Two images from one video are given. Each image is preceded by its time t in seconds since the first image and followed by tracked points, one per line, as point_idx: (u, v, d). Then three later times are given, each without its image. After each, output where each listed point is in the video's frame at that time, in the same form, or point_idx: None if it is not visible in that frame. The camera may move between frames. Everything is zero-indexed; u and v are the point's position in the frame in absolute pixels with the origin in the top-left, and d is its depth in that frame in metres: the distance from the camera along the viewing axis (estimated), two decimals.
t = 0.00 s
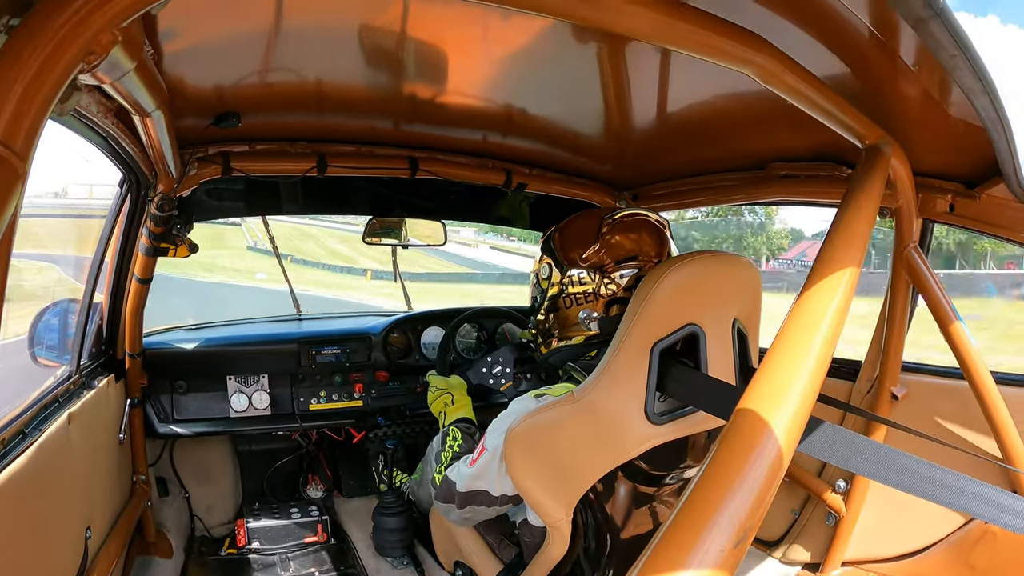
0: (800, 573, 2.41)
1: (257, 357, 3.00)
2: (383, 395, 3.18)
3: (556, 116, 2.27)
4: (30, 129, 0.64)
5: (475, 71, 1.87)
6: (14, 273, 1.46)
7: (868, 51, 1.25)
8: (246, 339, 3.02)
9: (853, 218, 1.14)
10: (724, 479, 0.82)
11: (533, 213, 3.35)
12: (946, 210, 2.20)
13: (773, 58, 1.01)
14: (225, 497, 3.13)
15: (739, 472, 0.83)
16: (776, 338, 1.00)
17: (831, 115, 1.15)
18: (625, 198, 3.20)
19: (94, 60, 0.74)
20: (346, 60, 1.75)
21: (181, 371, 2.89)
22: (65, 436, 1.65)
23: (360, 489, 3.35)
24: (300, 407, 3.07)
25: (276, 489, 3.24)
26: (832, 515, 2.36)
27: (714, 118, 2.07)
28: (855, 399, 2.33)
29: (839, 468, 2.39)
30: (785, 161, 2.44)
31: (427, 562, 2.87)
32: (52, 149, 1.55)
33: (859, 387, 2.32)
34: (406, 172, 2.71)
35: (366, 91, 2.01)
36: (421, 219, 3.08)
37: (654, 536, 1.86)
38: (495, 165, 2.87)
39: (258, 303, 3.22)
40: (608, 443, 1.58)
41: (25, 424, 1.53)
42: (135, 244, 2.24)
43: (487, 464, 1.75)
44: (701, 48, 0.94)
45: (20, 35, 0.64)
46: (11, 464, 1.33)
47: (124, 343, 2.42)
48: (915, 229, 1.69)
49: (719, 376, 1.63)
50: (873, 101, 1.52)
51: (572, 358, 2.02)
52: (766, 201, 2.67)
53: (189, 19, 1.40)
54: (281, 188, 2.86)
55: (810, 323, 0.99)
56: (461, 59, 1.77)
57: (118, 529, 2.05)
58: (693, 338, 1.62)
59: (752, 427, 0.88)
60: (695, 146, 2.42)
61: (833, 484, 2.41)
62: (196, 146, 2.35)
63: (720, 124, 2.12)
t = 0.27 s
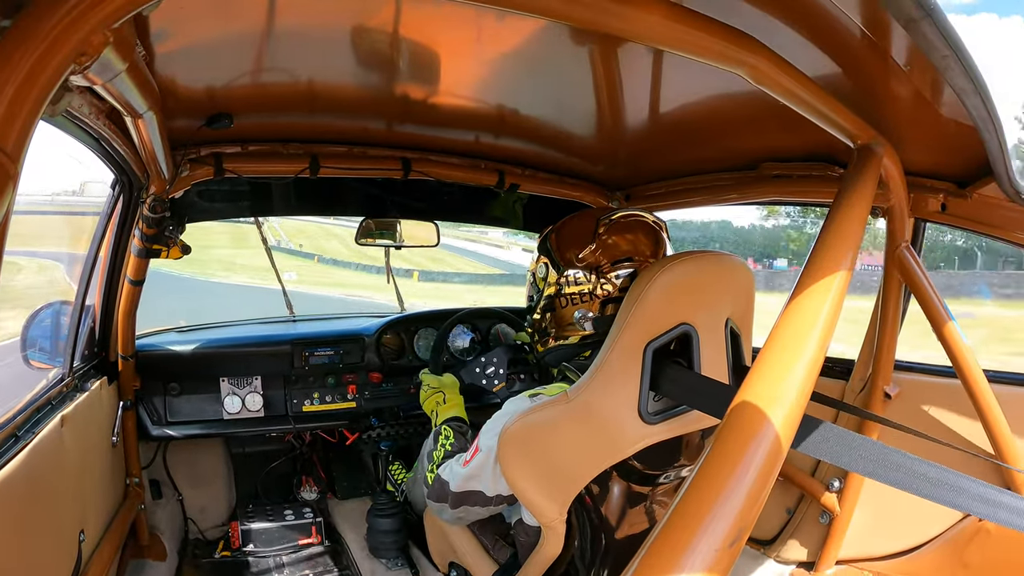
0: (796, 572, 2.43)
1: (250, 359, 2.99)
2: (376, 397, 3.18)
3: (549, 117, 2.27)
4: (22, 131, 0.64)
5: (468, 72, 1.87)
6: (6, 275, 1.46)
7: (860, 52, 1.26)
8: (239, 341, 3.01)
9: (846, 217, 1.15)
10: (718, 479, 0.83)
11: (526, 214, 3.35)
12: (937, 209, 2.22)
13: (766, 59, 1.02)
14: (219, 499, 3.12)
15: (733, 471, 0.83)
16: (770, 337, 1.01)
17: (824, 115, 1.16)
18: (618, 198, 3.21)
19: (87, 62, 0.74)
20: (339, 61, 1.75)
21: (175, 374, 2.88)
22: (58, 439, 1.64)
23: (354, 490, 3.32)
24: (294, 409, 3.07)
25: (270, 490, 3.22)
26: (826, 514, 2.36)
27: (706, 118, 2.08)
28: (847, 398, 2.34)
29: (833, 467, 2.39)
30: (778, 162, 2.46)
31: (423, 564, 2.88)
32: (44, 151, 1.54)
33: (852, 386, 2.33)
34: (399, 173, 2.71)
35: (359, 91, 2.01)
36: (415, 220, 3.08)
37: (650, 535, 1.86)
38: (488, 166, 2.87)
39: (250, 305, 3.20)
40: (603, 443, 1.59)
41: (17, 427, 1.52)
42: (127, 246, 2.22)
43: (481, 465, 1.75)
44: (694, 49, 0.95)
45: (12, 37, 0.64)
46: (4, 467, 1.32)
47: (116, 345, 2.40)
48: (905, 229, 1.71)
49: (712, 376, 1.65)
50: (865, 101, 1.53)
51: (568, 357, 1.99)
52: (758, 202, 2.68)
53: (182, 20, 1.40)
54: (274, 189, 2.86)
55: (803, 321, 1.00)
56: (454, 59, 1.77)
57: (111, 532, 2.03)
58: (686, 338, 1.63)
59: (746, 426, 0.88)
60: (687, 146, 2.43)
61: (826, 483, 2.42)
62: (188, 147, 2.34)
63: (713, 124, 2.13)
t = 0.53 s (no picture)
0: (792, 567, 2.46)
1: (246, 355, 2.98)
2: (372, 393, 3.17)
3: (545, 112, 2.27)
4: (16, 126, 0.64)
5: (463, 67, 1.87)
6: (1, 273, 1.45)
7: (857, 48, 1.26)
8: (234, 337, 3.00)
9: (842, 212, 1.15)
10: (714, 475, 0.83)
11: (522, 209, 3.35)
12: (933, 205, 2.23)
13: (762, 55, 1.02)
14: (215, 496, 3.11)
15: (728, 467, 0.84)
16: (765, 332, 1.01)
17: (820, 111, 1.16)
18: (613, 194, 3.21)
19: (80, 57, 0.73)
20: (334, 56, 1.74)
21: (171, 370, 2.87)
22: (55, 437, 1.63)
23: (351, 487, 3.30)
24: (290, 405, 3.06)
25: (267, 486, 3.21)
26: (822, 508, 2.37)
27: (702, 113, 2.08)
28: (843, 393, 2.35)
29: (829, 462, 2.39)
30: (774, 157, 2.46)
31: (421, 560, 2.88)
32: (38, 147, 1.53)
33: (847, 382, 2.34)
34: (394, 169, 2.71)
35: (354, 87, 2.00)
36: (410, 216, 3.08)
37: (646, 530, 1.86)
38: (484, 161, 2.87)
39: (245, 301, 3.19)
40: (598, 438, 1.59)
41: (14, 425, 1.52)
42: (123, 242, 2.22)
43: (478, 462, 1.75)
44: (690, 45, 0.95)
45: (5, 32, 0.63)
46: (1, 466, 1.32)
47: (112, 342, 2.39)
48: (902, 224, 1.72)
49: (708, 371, 1.65)
50: (861, 97, 1.53)
51: (564, 354, 2.01)
52: (754, 198, 2.69)
53: (177, 16, 1.39)
54: (269, 185, 2.84)
55: (798, 317, 1.01)
56: (449, 55, 1.76)
57: (109, 530, 2.03)
58: (682, 334, 1.63)
59: (741, 422, 0.88)
60: (683, 141, 2.43)
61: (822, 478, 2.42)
62: (183, 143, 2.33)
63: (708, 119, 2.13)
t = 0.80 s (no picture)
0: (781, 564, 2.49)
1: (232, 357, 2.96)
2: (359, 394, 3.16)
3: (531, 112, 2.28)
4: None
5: (450, 67, 1.87)
6: None
7: (841, 48, 1.28)
8: (220, 339, 2.98)
9: (827, 211, 1.17)
10: (703, 473, 0.85)
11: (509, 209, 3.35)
12: (917, 203, 2.26)
13: (747, 55, 1.03)
14: (203, 499, 3.08)
15: (717, 465, 0.85)
16: (753, 331, 1.03)
17: (805, 110, 1.18)
18: (599, 194, 3.23)
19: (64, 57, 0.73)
20: (319, 56, 1.74)
21: (157, 374, 2.85)
22: (40, 441, 1.62)
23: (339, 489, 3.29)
24: (276, 407, 3.05)
25: (254, 486, 3.16)
26: (809, 505, 2.42)
27: (687, 112, 2.10)
28: (829, 390, 2.39)
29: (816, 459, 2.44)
30: (758, 156, 2.49)
31: (409, 562, 2.88)
32: (20, 149, 1.52)
33: (833, 378, 2.37)
34: (379, 169, 2.70)
35: (340, 87, 2.00)
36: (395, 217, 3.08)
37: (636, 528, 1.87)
38: (470, 161, 2.87)
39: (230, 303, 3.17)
40: (586, 437, 1.60)
41: None
42: (107, 244, 2.19)
43: (463, 461, 1.76)
44: (677, 45, 0.96)
45: None
46: None
47: (96, 344, 2.36)
48: (887, 221, 1.75)
49: (694, 372, 1.67)
50: (845, 96, 1.56)
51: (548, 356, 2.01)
52: (739, 197, 2.71)
53: (161, 15, 1.38)
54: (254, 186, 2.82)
55: (784, 315, 1.02)
56: (435, 55, 1.76)
57: (94, 536, 2.01)
58: (667, 332, 1.65)
59: (730, 420, 0.90)
60: (669, 141, 2.45)
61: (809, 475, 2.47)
62: (167, 144, 2.31)
63: (693, 119, 2.15)
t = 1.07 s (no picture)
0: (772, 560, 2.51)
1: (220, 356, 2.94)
2: (348, 392, 3.15)
3: (521, 109, 2.28)
4: None
5: (439, 65, 1.87)
6: None
7: (830, 48, 1.30)
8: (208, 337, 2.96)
9: (816, 208, 1.18)
10: (691, 470, 0.86)
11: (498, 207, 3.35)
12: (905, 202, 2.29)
13: (737, 55, 1.04)
14: (192, 499, 3.06)
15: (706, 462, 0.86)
16: (741, 329, 1.04)
17: (794, 109, 1.19)
18: (588, 191, 3.23)
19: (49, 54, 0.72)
20: (308, 54, 1.73)
21: (146, 373, 2.82)
22: (29, 441, 1.60)
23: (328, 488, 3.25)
24: (265, 406, 3.03)
25: (245, 489, 3.13)
26: (798, 501, 2.43)
27: (676, 111, 2.11)
28: (817, 386, 2.42)
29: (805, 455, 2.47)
30: (746, 155, 2.51)
31: (400, 560, 2.88)
32: (6, 147, 1.50)
33: (822, 374, 2.40)
34: (368, 167, 2.70)
35: (330, 84, 1.99)
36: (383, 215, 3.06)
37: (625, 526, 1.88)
38: (459, 159, 2.87)
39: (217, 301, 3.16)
40: (576, 435, 1.61)
41: None
42: (95, 242, 2.17)
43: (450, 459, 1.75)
44: (668, 44, 0.97)
45: None
46: None
47: (83, 344, 2.34)
48: (874, 219, 1.77)
49: (682, 369, 1.68)
50: (832, 95, 1.57)
51: (534, 357, 2.01)
52: (727, 195, 2.73)
53: (148, 12, 1.37)
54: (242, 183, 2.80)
55: (772, 313, 1.03)
56: (425, 52, 1.76)
57: (84, 537, 1.99)
58: (656, 330, 1.66)
59: (718, 418, 0.91)
60: (659, 139, 2.46)
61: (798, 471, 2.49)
62: (154, 141, 2.29)
63: (682, 117, 2.17)
